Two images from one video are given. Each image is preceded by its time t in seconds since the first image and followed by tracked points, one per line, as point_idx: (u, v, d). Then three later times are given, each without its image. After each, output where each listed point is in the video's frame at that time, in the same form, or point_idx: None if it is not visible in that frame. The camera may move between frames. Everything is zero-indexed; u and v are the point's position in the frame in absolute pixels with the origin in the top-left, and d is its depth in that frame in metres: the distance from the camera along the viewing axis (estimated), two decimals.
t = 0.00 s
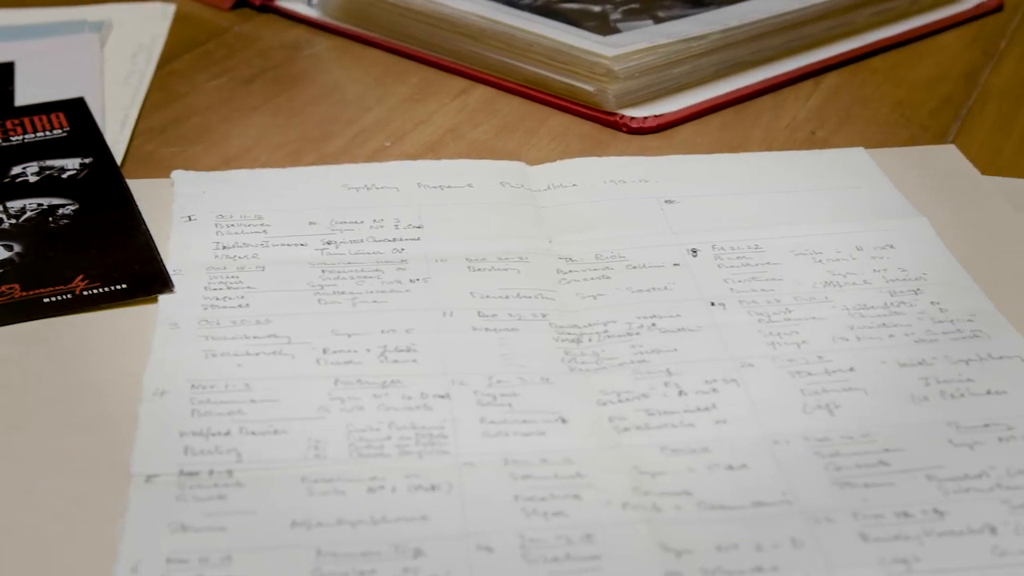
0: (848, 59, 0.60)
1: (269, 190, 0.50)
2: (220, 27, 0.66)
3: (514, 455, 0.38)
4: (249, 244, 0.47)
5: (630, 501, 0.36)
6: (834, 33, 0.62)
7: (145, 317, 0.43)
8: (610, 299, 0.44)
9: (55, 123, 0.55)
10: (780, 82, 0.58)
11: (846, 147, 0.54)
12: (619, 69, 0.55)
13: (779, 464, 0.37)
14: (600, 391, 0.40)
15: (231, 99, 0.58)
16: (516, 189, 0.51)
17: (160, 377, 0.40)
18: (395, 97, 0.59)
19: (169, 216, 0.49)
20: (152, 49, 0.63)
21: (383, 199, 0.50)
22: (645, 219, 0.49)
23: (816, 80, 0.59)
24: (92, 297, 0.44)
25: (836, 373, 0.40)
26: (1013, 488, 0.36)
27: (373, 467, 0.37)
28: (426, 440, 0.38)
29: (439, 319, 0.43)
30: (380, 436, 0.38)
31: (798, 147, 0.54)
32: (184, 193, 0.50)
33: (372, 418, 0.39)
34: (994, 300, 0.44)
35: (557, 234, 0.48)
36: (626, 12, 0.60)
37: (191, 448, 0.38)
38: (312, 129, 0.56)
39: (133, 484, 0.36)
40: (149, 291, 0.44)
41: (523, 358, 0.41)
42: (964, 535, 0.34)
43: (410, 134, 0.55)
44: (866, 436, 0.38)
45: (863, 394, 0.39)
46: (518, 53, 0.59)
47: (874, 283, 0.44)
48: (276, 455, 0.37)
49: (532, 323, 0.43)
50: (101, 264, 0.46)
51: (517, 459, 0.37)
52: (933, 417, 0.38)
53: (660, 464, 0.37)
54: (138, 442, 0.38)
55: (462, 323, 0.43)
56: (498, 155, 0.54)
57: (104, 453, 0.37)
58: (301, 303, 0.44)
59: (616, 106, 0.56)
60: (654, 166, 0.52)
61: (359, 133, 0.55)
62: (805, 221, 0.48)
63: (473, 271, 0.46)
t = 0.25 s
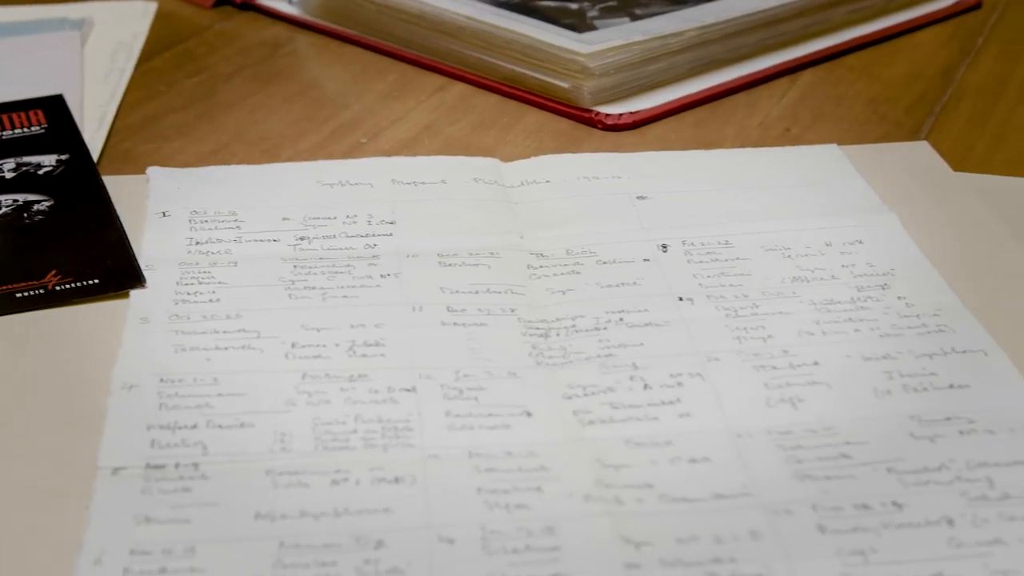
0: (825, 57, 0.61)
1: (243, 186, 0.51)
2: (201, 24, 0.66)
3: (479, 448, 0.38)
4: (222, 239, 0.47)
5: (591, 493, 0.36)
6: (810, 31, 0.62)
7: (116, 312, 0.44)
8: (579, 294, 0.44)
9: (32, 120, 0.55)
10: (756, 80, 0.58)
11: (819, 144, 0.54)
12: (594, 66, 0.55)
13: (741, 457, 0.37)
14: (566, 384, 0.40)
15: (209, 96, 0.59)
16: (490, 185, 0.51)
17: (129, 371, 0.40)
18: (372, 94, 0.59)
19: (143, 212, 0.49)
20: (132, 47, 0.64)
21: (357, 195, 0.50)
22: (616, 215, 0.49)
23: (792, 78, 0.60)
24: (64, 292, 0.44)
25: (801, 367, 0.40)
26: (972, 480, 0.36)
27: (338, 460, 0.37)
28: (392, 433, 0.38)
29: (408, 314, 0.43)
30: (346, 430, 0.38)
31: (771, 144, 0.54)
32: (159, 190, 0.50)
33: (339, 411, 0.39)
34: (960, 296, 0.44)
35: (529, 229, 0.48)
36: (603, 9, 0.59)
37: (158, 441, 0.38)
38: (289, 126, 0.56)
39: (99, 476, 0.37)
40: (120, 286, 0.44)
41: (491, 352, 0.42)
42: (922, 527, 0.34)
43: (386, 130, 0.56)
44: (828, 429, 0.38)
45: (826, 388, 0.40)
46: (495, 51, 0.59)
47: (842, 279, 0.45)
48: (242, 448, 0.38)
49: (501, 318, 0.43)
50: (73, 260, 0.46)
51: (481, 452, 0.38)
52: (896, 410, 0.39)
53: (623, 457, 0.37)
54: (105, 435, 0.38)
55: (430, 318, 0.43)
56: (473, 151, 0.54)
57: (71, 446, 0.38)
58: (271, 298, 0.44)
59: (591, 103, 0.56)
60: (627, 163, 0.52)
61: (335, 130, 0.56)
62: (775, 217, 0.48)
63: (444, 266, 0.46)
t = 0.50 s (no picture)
0: (800, 54, 0.61)
1: (217, 182, 0.51)
2: (182, 22, 0.67)
3: (442, 441, 0.38)
4: (194, 235, 0.47)
5: (552, 485, 0.36)
6: (787, 28, 0.62)
7: (86, 306, 0.44)
8: (547, 289, 0.45)
9: (10, 116, 0.55)
10: (731, 77, 0.59)
11: (791, 140, 0.54)
12: (569, 63, 0.55)
13: (702, 449, 0.38)
14: (530, 378, 0.41)
15: (187, 93, 0.59)
16: (463, 181, 0.51)
17: (97, 365, 0.41)
18: (350, 91, 0.59)
19: (117, 208, 0.49)
20: (112, 44, 0.64)
21: (330, 191, 0.50)
22: (588, 211, 0.49)
23: (768, 75, 0.60)
24: (35, 287, 0.44)
25: (764, 361, 0.41)
26: (930, 472, 0.36)
27: (302, 453, 0.38)
28: (356, 426, 0.39)
29: (377, 308, 0.43)
30: (310, 423, 0.39)
31: (744, 140, 0.54)
32: (134, 186, 0.51)
33: (304, 405, 0.39)
34: (926, 291, 0.44)
35: (500, 225, 0.48)
36: (579, 7, 0.59)
37: (124, 434, 0.38)
38: (265, 122, 0.56)
39: (65, 469, 0.37)
40: (91, 281, 0.45)
41: (457, 346, 0.42)
42: (877, 518, 0.35)
43: (362, 127, 0.56)
44: (789, 422, 0.38)
45: (789, 381, 0.40)
46: (472, 48, 0.59)
47: (809, 273, 0.45)
48: (208, 441, 0.38)
49: (468, 312, 0.43)
50: (45, 255, 0.46)
51: (445, 445, 0.38)
52: (857, 403, 0.39)
53: (584, 450, 0.38)
54: (71, 428, 0.38)
55: (399, 313, 0.43)
56: (447, 147, 0.54)
57: (38, 439, 0.38)
58: (241, 293, 0.44)
59: (566, 100, 0.57)
60: (600, 159, 0.53)
61: (311, 127, 0.56)
62: (745, 212, 0.49)
63: (414, 261, 0.46)
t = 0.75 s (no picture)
0: (774, 50, 0.61)
1: (189, 178, 0.51)
2: (160, 19, 0.67)
3: (402, 432, 0.38)
4: (163, 230, 0.48)
5: (508, 476, 0.36)
6: (760, 25, 0.63)
7: (54, 300, 0.44)
8: (512, 283, 0.45)
9: None
10: (703, 74, 0.59)
11: (761, 136, 0.55)
12: (540, 60, 0.55)
13: (659, 441, 0.38)
14: (492, 371, 0.41)
15: (163, 90, 0.59)
16: (432, 177, 0.51)
17: (63, 358, 0.41)
18: (324, 88, 0.59)
19: (88, 203, 0.50)
20: (90, 40, 0.64)
21: (300, 186, 0.50)
22: (555, 206, 0.49)
23: (740, 71, 0.60)
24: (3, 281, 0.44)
25: (724, 354, 0.41)
26: (884, 463, 0.37)
27: (263, 444, 0.38)
28: (317, 418, 0.39)
29: (342, 302, 0.44)
30: (272, 415, 0.39)
31: (714, 136, 0.55)
32: (105, 181, 0.51)
33: (266, 397, 0.40)
34: (888, 285, 0.44)
35: (468, 220, 0.49)
36: (553, 3, 0.60)
37: (86, 426, 0.38)
38: (240, 119, 0.57)
39: (27, 460, 0.37)
40: (59, 276, 0.45)
41: (420, 339, 0.42)
42: (830, 508, 0.35)
43: (335, 123, 0.56)
44: (747, 414, 0.39)
45: (748, 374, 0.40)
46: (445, 45, 0.59)
47: (772, 268, 0.45)
48: (170, 433, 0.38)
49: (433, 306, 0.44)
50: (14, 249, 0.46)
51: (404, 437, 0.38)
52: (815, 396, 0.39)
53: (543, 441, 0.38)
54: (34, 421, 0.38)
55: (363, 306, 0.44)
56: (419, 143, 0.54)
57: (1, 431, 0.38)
58: (208, 287, 0.44)
59: (538, 96, 0.57)
60: (570, 155, 0.53)
61: (285, 123, 0.56)
62: (712, 207, 0.49)
63: (380, 255, 0.46)
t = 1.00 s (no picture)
0: (747, 47, 0.62)
1: (161, 173, 0.51)
2: (139, 16, 0.67)
3: (363, 425, 0.39)
4: (134, 225, 0.48)
5: (467, 468, 0.37)
6: (735, 23, 0.63)
7: (23, 294, 0.44)
8: (478, 277, 0.45)
9: None
10: (676, 70, 0.59)
11: (732, 131, 0.55)
12: (513, 56, 0.56)
13: (618, 433, 0.38)
14: (455, 364, 0.41)
15: (139, 86, 0.60)
16: (403, 172, 0.52)
17: (29, 351, 0.41)
18: (300, 84, 0.60)
19: (60, 198, 0.50)
20: (68, 37, 0.64)
21: (271, 182, 0.51)
22: (524, 201, 0.50)
23: (714, 68, 0.60)
24: None
25: (686, 347, 0.41)
26: (839, 454, 0.37)
27: (225, 436, 0.38)
28: (279, 411, 0.39)
29: (308, 296, 0.44)
30: (234, 407, 0.39)
31: (686, 132, 0.55)
32: (78, 176, 0.51)
33: (230, 389, 0.40)
34: (851, 279, 0.45)
35: (437, 215, 0.49)
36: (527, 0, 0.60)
37: (50, 418, 0.39)
38: (214, 115, 0.57)
39: None
40: (29, 270, 0.45)
41: (385, 332, 0.42)
42: (784, 499, 0.35)
43: (308, 119, 0.56)
44: (706, 407, 0.39)
45: (708, 367, 0.40)
46: (420, 41, 0.60)
47: (737, 262, 0.46)
48: (133, 425, 0.39)
49: (399, 300, 0.44)
50: None
51: (365, 429, 0.38)
52: (774, 388, 0.40)
53: (503, 433, 0.38)
54: None
55: (330, 300, 0.44)
56: (391, 139, 0.55)
57: None
58: (176, 281, 0.45)
59: (511, 93, 0.57)
60: (541, 150, 0.53)
61: (259, 119, 0.57)
62: (680, 202, 0.49)
63: (349, 250, 0.47)
